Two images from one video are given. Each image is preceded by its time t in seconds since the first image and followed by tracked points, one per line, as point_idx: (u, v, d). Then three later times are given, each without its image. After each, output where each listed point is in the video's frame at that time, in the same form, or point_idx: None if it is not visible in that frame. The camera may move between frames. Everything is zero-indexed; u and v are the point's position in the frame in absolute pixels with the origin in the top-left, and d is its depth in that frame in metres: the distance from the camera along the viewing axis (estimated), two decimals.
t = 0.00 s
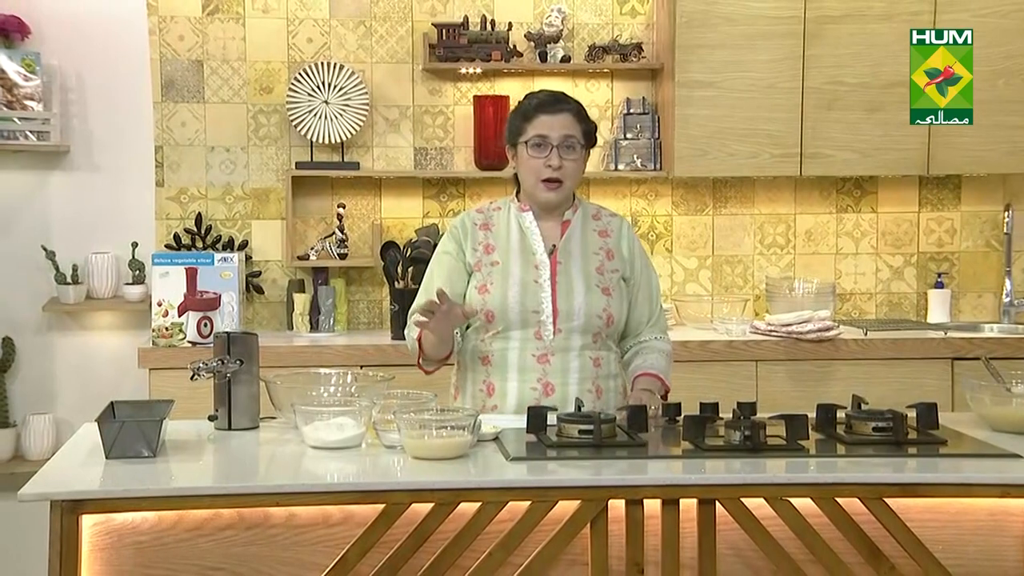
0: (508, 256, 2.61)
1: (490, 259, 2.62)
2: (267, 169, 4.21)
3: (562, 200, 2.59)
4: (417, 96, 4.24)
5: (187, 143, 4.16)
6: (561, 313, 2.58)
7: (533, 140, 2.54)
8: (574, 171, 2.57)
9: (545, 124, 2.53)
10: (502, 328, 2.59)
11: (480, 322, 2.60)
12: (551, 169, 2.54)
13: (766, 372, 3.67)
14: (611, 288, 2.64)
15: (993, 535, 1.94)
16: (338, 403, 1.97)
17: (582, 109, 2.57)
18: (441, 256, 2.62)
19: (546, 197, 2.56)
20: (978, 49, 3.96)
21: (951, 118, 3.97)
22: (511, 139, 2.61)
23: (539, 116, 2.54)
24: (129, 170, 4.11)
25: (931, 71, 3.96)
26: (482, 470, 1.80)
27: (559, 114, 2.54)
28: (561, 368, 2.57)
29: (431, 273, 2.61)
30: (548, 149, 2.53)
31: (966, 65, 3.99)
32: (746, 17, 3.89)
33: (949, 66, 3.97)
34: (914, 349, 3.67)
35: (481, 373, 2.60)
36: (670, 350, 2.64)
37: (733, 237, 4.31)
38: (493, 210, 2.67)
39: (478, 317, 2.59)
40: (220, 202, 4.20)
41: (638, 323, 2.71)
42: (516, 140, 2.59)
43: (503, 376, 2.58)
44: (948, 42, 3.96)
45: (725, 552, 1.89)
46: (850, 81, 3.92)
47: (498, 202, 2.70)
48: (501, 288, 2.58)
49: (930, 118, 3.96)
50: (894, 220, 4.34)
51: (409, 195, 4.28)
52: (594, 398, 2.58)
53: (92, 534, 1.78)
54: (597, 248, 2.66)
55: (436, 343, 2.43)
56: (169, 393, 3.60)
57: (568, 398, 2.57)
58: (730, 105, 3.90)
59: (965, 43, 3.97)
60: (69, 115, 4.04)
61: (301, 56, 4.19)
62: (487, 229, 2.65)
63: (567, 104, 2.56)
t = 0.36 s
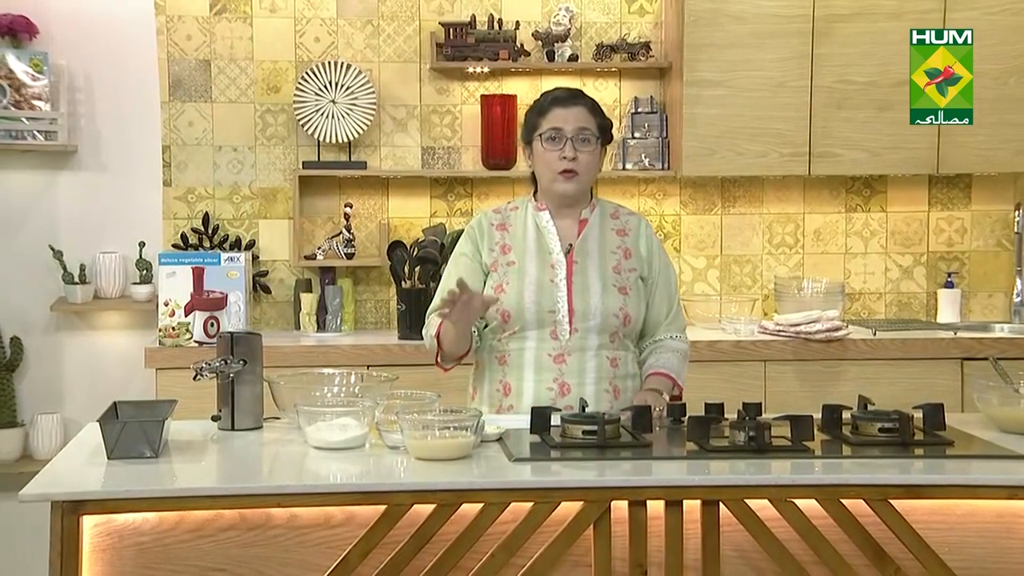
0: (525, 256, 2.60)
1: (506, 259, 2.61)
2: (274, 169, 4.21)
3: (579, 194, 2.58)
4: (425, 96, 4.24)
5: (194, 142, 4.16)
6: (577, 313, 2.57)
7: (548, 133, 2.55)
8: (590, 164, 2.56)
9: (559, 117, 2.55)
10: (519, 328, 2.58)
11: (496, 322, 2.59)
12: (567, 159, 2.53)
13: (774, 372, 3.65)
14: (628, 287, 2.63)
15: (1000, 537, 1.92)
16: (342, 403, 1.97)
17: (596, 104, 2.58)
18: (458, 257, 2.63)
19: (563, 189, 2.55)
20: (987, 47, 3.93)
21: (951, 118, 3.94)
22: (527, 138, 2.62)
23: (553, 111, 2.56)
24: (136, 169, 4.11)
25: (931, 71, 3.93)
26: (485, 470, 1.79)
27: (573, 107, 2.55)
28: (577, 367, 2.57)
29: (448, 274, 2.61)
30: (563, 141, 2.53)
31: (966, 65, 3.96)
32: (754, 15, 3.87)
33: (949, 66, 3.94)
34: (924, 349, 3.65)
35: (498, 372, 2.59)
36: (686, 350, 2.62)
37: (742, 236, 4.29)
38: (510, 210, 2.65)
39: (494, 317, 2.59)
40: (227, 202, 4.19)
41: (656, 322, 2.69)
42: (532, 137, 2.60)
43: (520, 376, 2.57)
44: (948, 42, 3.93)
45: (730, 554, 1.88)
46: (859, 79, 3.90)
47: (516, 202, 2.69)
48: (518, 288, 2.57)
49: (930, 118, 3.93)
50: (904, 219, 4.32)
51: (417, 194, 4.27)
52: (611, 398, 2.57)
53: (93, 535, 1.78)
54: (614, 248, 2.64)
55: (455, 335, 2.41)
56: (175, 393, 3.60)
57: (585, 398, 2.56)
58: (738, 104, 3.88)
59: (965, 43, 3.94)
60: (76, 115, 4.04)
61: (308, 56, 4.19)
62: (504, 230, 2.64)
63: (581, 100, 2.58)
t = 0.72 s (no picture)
0: (539, 254, 2.59)
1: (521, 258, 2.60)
2: (276, 167, 4.20)
3: (595, 193, 2.56)
4: (427, 94, 4.22)
5: (196, 141, 4.15)
6: (591, 311, 2.55)
7: (565, 133, 2.52)
8: (608, 164, 2.53)
9: (577, 117, 2.52)
10: (532, 326, 2.57)
11: (510, 320, 2.58)
12: (584, 160, 2.51)
13: (777, 372, 3.64)
14: (643, 286, 2.61)
15: (1001, 538, 1.91)
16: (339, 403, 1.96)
17: (615, 103, 2.55)
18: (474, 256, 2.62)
19: (579, 189, 2.53)
20: (991, 45, 3.91)
21: (951, 118, 3.93)
22: (544, 136, 2.60)
23: (571, 110, 2.53)
24: (138, 169, 4.10)
25: (931, 72, 3.92)
26: (481, 471, 1.78)
27: (590, 107, 2.52)
28: (591, 366, 2.55)
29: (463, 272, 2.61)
30: (581, 141, 2.50)
31: (966, 65, 3.94)
32: (757, 14, 3.85)
33: (949, 66, 3.92)
34: (927, 349, 3.63)
35: (512, 370, 2.58)
36: (697, 351, 2.58)
37: (745, 236, 4.27)
38: (526, 209, 2.64)
39: (508, 316, 2.58)
40: (228, 201, 4.18)
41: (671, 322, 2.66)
42: (549, 136, 2.57)
43: (534, 375, 2.56)
44: (948, 42, 3.91)
45: (728, 555, 1.86)
46: (863, 78, 3.88)
47: (532, 201, 2.68)
48: (532, 287, 2.56)
49: (930, 118, 3.92)
50: (909, 219, 4.30)
51: (419, 194, 4.26)
52: (624, 397, 2.55)
53: (87, 535, 1.77)
54: (629, 247, 2.62)
55: (474, 323, 2.44)
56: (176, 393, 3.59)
57: (598, 397, 2.54)
58: (741, 102, 3.87)
59: (965, 43, 3.93)
60: (78, 114, 4.04)
61: (310, 54, 4.18)
62: (520, 229, 2.63)
63: (599, 99, 2.55)
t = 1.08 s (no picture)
0: (558, 255, 2.56)
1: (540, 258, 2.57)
2: (282, 167, 4.19)
3: (617, 191, 2.52)
4: (433, 93, 4.21)
5: (202, 140, 4.14)
6: (609, 312, 2.52)
7: (585, 131, 2.49)
8: (628, 162, 2.50)
9: (597, 116, 2.49)
10: (550, 326, 2.54)
11: (529, 320, 2.56)
12: (605, 156, 2.48)
13: (784, 372, 3.61)
14: (662, 287, 2.56)
15: (1006, 540, 1.89)
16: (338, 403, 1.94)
17: (633, 102, 2.53)
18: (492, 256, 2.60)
19: (601, 186, 2.49)
20: (1000, 43, 3.88)
21: (951, 118, 3.90)
22: (563, 136, 2.57)
23: (591, 109, 2.51)
24: (144, 168, 4.09)
25: (931, 71, 3.89)
26: (480, 472, 1.76)
27: (609, 105, 2.50)
28: (609, 367, 2.51)
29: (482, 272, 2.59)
30: (601, 138, 2.47)
31: (965, 65, 3.91)
32: (764, 12, 3.83)
33: (949, 66, 3.89)
34: (935, 349, 3.60)
35: (530, 371, 2.55)
36: (715, 351, 2.50)
37: (753, 235, 4.25)
38: (546, 209, 2.62)
39: (526, 316, 2.55)
40: (234, 200, 4.18)
41: (691, 323, 2.61)
42: (569, 136, 2.54)
43: (552, 375, 2.53)
44: (948, 42, 3.88)
45: (729, 557, 1.85)
46: (870, 77, 3.86)
47: (552, 201, 2.65)
48: (550, 287, 2.53)
49: (930, 118, 3.89)
50: (917, 218, 4.27)
51: (424, 193, 4.25)
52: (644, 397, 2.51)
53: (84, 536, 1.76)
54: (648, 247, 2.58)
55: (490, 322, 2.41)
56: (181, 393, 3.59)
57: (617, 397, 2.50)
58: (748, 101, 3.85)
59: (965, 43, 3.90)
60: (84, 113, 4.03)
61: (316, 53, 4.16)
62: (539, 228, 2.60)
63: (618, 98, 2.53)
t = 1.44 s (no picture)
0: (564, 256, 2.49)
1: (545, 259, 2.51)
2: (279, 167, 4.18)
3: (624, 198, 2.46)
4: (431, 93, 4.19)
5: (199, 140, 4.13)
6: (613, 315, 2.45)
7: (594, 136, 2.41)
8: (637, 167, 2.43)
9: (606, 120, 2.41)
10: (554, 328, 2.48)
11: (533, 321, 2.49)
12: (613, 164, 2.41)
13: (783, 373, 3.60)
14: (668, 291, 2.49)
15: (1001, 543, 1.87)
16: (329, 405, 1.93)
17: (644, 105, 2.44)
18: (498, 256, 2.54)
19: (608, 194, 2.43)
20: (1001, 43, 3.86)
21: (951, 118, 3.88)
22: (571, 139, 2.49)
23: (599, 113, 2.43)
24: (141, 168, 4.08)
25: (931, 71, 3.87)
26: (470, 474, 1.75)
27: (619, 109, 2.42)
28: (612, 372, 2.44)
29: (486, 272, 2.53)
30: (609, 144, 2.40)
31: (966, 65, 3.89)
32: (763, 11, 3.81)
33: (949, 66, 3.87)
34: (935, 350, 3.59)
35: (532, 373, 2.49)
36: (721, 358, 2.44)
37: (752, 235, 4.23)
38: (553, 210, 2.54)
39: (531, 316, 2.49)
40: (232, 200, 4.16)
41: (696, 328, 2.53)
42: (577, 138, 2.46)
43: (554, 378, 2.46)
44: (948, 42, 3.87)
45: (720, 559, 1.83)
46: (870, 76, 3.84)
47: (560, 201, 2.58)
48: (555, 288, 2.47)
49: (930, 118, 3.87)
50: (917, 218, 4.25)
51: (422, 193, 4.23)
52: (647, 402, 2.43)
53: (70, 539, 1.74)
54: (655, 250, 2.50)
55: (497, 319, 2.37)
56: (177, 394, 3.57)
57: (619, 402, 2.43)
58: (747, 101, 3.83)
59: (965, 43, 3.88)
60: (81, 113, 4.02)
61: (314, 53, 4.15)
62: (546, 229, 2.52)
63: (628, 100, 2.44)
